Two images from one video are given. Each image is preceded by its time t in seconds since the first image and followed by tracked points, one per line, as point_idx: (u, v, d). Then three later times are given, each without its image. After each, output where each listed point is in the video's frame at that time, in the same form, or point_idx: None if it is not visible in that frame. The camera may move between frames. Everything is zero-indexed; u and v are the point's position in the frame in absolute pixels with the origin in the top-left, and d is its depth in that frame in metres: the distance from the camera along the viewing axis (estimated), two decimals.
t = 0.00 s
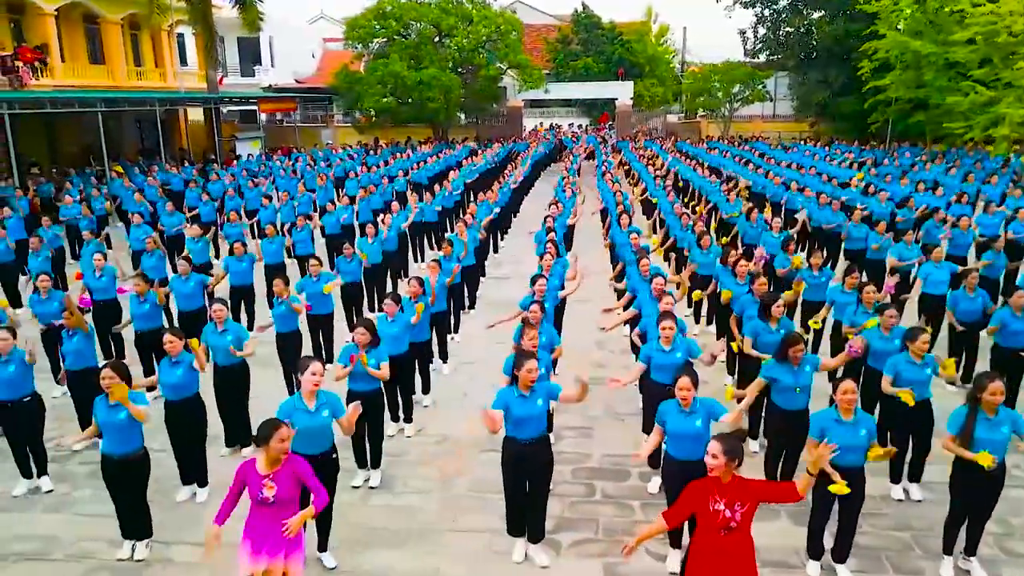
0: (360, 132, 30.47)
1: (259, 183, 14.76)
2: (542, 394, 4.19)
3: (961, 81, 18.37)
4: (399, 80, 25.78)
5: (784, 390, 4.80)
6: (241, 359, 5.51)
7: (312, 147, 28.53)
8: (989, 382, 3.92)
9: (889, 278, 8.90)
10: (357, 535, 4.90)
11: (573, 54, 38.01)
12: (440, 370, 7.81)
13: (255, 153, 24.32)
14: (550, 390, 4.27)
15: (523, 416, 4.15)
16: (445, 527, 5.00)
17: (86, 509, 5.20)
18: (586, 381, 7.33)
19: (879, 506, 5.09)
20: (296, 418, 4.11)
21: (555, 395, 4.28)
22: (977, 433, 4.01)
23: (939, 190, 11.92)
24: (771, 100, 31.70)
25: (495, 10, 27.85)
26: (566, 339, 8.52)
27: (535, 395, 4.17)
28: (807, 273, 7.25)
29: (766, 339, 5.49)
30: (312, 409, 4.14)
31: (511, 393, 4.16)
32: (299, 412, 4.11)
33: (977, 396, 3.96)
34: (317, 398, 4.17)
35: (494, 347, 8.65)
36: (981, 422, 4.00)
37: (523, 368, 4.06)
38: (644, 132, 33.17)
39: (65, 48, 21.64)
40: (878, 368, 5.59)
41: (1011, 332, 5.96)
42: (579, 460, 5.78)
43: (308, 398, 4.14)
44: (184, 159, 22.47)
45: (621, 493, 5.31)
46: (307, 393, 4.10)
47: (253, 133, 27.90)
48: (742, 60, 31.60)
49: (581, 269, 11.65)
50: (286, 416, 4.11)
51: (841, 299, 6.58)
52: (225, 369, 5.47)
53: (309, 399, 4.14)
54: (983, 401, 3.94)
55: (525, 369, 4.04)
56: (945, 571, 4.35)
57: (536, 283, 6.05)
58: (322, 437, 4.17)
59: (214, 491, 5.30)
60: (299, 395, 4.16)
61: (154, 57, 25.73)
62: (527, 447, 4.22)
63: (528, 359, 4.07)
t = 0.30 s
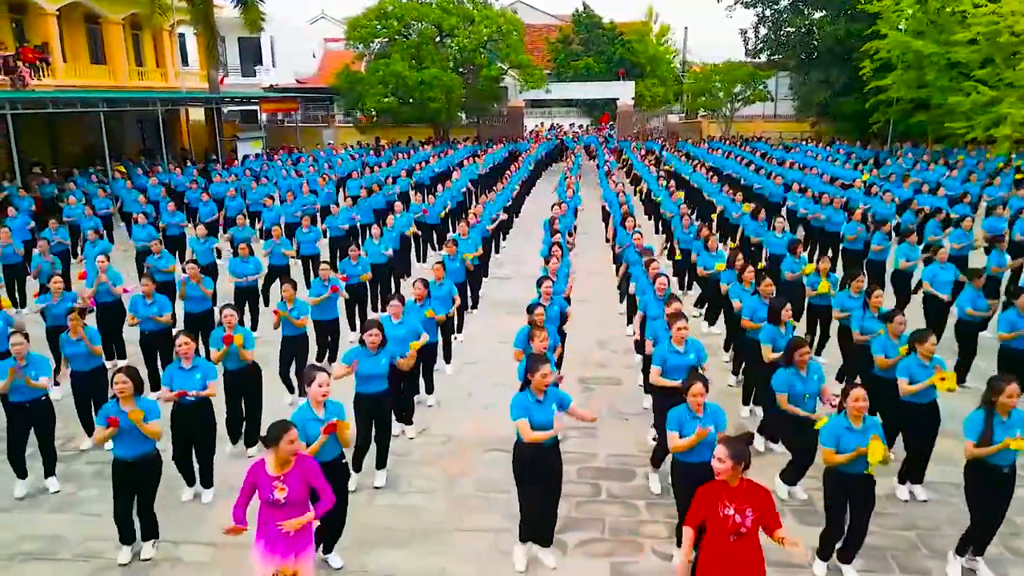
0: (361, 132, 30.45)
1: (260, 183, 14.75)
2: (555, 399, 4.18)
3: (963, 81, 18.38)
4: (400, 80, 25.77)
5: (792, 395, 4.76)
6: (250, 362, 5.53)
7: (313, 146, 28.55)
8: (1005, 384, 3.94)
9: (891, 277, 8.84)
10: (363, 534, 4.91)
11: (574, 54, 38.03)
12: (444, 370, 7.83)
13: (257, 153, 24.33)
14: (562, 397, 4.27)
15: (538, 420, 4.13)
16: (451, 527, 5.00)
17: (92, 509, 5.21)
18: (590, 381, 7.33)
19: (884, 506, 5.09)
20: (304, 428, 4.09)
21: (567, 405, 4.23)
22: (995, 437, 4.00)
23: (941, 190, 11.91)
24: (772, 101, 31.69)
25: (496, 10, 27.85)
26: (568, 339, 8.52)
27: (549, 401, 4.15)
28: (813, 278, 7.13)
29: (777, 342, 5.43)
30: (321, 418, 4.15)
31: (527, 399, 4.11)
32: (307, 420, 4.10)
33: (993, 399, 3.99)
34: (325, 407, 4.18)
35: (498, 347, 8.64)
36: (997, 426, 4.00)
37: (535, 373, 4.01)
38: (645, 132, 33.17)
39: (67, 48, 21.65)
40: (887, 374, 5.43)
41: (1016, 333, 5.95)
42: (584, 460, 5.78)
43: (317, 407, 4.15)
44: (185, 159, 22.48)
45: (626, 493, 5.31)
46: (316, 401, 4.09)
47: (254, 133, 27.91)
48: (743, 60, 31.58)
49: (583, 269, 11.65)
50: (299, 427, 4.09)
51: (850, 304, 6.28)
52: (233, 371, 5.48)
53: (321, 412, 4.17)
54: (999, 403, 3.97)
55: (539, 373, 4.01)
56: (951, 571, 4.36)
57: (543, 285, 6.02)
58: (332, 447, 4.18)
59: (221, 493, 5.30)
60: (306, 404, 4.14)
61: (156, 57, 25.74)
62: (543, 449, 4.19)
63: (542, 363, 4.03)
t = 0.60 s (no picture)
0: (362, 132, 30.47)
1: (262, 183, 14.75)
2: (568, 398, 4.13)
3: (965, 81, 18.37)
4: (402, 81, 25.77)
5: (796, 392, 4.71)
6: (252, 361, 5.49)
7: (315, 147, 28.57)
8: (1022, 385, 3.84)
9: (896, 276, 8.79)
10: (369, 535, 4.90)
11: (575, 55, 38.08)
12: (448, 370, 7.82)
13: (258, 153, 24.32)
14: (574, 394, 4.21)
15: (552, 419, 4.04)
16: (457, 527, 4.99)
17: (97, 510, 5.20)
18: (594, 382, 7.32)
19: (891, 506, 5.08)
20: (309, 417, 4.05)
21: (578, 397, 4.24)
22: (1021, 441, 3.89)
23: (945, 190, 11.90)
24: (773, 100, 31.68)
25: (497, 10, 27.88)
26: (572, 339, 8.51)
27: (564, 399, 4.10)
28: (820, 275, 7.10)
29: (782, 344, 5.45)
30: (330, 410, 4.13)
31: (543, 400, 4.00)
32: (316, 410, 4.06)
33: (1009, 401, 3.89)
34: (332, 399, 4.16)
35: (501, 347, 8.63)
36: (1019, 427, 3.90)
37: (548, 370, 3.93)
38: (647, 132, 33.20)
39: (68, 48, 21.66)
40: (896, 369, 5.41)
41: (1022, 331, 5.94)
42: (589, 460, 5.78)
43: (327, 398, 4.12)
44: (187, 159, 22.47)
45: (632, 493, 5.30)
46: (325, 393, 4.07)
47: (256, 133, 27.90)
48: (745, 60, 31.56)
49: (586, 269, 11.66)
50: (307, 419, 4.03)
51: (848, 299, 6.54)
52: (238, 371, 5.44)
53: (331, 401, 4.15)
54: (1017, 405, 3.87)
55: (554, 371, 3.93)
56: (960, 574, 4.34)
57: (550, 284, 5.98)
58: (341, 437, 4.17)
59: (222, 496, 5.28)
60: (314, 397, 4.10)
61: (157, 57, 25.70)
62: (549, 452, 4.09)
63: (555, 361, 3.95)
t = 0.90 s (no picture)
0: (363, 132, 30.50)
1: (264, 183, 14.74)
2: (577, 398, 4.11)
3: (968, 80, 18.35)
4: (403, 80, 25.75)
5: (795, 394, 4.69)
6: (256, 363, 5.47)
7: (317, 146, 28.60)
8: None
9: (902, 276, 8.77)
10: (376, 534, 4.90)
11: (576, 54, 38.12)
12: (452, 370, 7.80)
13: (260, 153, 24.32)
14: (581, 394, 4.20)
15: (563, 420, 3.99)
16: (463, 527, 4.99)
17: (102, 509, 5.19)
18: (598, 381, 7.32)
19: (897, 506, 5.08)
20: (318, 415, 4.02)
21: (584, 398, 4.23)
22: None
23: (947, 189, 11.89)
24: (775, 100, 31.66)
25: (499, 10, 27.86)
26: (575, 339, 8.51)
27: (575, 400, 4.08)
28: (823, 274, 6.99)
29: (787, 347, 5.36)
30: (339, 408, 4.11)
31: (559, 402, 3.98)
32: (324, 410, 4.03)
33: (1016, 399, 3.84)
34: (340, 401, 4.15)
35: (505, 347, 8.62)
36: None
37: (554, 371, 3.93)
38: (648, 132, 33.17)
39: (69, 47, 21.65)
40: (903, 371, 5.35)
41: None
42: (595, 460, 5.77)
43: (334, 397, 4.10)
44: (188, 159, 22.47)
45: (638, 493, 5.30)
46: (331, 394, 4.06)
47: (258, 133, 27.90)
48: (746, 60, 31.55)
49: (588, 268, 11.66)
50: (318, 420, 4.00)
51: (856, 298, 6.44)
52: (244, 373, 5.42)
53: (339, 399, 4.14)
54: None
55: (565, 373, 3.92)
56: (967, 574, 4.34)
57: (555, 283, 5.93)
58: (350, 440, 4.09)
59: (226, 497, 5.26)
60: (322, 398, 4.07)
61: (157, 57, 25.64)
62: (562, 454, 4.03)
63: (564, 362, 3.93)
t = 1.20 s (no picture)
0: (365, 132, 30.51)
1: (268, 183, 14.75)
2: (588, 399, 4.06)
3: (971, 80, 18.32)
4: (405, 80, 25.74)
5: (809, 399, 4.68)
6: (266, 366, 5.48)
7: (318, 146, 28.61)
8: None
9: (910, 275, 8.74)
10: (385, 534, 4.90)
11: (577, 54, 38.13)
12: (457, 370, 7.80)
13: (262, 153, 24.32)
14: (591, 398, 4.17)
15: (580, 424, 3.88)
16: (473, 527, 4.99)
17: (112, 509, 5.20)
18: (604, 381, 7.31)
19: (909, 507, 5.06)
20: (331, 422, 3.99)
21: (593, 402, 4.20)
22: None
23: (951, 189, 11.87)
24: (777, 100, 31.63)
25: (501, 9, 27.83)
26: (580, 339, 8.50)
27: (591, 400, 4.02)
28: (832, 276, 6.88)
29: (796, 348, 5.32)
30: (354, 417, 4.12)
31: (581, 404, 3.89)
32: (340, 418, 4.02)
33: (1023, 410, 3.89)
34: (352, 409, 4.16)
35: (510, 347, 8.61)
36: None
37: (569, 377, 3.85)
38: (649, 132, 33.15)
39: (71, 47, 21.66)
40: (916, 374, 5.31)
41: None
42: (603, 460, 5.77)
43: (348, 405, 4.11)
44: (191, 159, 22.49)
45: (648, 493, 5.29)
46: (347, 402, 4.06)
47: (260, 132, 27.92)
48: (747, 60, 31.53)
49: (592, 268, 11.65)
50: (335, 430, 3.97)
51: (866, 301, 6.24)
52: (252, 375, 5.43)
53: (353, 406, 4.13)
54: None
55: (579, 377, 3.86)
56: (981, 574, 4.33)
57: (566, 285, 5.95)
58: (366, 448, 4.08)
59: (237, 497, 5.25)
60: (336, 407, 4.05)
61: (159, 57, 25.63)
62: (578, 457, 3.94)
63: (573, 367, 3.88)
